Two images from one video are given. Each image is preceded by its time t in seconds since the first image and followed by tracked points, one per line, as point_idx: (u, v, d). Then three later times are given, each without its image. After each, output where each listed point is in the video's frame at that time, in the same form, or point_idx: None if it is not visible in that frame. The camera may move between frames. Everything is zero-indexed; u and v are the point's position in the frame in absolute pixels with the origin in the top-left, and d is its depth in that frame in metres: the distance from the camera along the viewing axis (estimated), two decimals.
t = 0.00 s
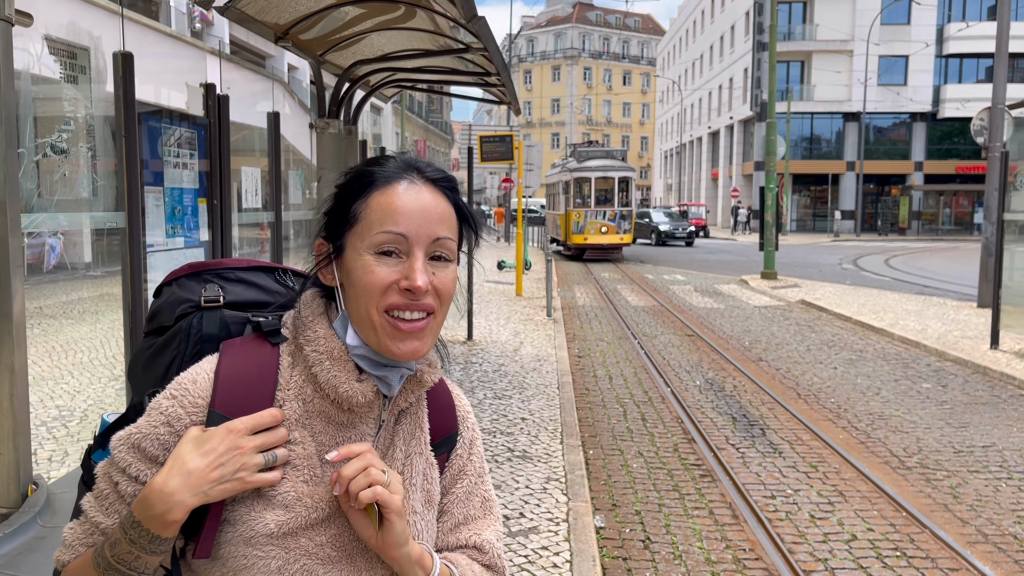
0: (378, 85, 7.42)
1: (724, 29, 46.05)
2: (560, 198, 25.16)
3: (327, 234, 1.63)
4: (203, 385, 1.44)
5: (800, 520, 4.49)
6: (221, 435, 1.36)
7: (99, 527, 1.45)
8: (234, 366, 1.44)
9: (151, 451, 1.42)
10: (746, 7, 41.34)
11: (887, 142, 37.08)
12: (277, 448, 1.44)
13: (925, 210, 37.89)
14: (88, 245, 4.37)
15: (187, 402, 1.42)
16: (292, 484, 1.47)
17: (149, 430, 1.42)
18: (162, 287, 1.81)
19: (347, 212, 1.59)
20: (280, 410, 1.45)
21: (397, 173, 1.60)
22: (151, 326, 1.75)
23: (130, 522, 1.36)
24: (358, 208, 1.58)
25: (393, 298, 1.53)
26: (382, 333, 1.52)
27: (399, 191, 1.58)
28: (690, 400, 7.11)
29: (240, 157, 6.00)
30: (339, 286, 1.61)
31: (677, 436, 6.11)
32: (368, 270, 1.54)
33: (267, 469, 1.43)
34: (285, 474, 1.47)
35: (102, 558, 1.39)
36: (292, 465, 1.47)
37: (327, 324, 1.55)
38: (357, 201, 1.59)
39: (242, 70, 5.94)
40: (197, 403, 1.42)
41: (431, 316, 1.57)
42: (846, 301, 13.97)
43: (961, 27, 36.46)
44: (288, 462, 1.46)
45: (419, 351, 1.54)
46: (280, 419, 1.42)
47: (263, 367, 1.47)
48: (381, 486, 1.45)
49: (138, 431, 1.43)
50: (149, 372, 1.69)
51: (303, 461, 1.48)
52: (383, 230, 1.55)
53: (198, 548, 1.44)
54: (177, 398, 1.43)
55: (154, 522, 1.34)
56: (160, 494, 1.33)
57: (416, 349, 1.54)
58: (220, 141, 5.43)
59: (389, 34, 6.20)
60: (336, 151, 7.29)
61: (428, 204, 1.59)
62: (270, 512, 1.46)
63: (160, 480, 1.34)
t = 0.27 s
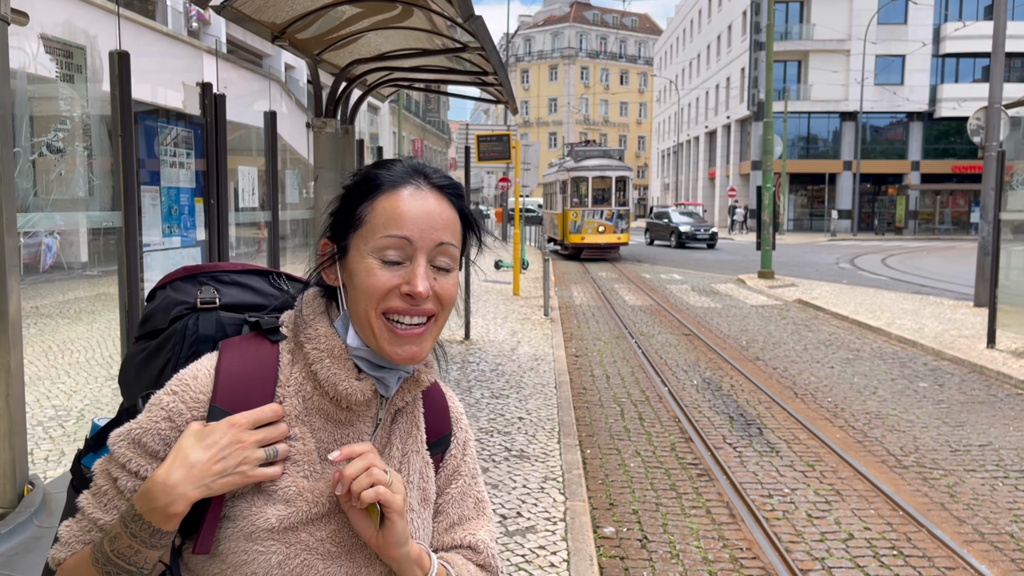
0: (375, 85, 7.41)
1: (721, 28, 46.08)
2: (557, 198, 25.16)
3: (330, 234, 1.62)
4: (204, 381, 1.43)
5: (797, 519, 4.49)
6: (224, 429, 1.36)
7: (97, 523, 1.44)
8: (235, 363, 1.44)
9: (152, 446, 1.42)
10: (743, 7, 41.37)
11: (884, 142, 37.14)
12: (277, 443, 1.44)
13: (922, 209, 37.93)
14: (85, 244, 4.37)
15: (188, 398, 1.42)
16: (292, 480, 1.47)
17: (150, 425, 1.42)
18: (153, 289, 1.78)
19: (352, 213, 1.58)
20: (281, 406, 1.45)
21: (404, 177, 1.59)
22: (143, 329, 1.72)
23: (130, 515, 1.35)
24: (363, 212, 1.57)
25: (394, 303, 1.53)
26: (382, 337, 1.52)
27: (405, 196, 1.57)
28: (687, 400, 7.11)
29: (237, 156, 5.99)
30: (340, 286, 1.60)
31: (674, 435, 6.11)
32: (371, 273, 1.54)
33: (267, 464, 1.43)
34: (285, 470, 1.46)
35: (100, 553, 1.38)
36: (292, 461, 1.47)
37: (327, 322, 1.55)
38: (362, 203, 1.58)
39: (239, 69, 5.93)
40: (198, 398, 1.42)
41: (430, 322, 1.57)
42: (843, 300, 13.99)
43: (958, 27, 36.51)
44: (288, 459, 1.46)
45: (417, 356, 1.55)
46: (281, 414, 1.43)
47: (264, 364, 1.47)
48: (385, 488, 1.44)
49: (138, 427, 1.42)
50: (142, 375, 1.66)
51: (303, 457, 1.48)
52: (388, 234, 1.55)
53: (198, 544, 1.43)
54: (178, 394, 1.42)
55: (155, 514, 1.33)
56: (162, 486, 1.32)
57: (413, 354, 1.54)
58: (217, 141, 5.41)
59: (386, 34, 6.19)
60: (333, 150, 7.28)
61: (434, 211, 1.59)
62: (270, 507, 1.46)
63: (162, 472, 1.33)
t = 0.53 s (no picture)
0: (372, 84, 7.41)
1: (718, 28, 46.11)
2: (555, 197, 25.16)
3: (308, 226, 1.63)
4: (192, 379, 1.43)
5: (794, 518, 4.50)
6: (213, 426, 1.36)
7: (87, 523, 1.42)
8: (223, 360, 1.44)
9: (142, 445, 1.42)
10: (740, 6, 41.40)
11: (881, 142, 37.18)
12: (268, 439, 1.45)
13: (919, 209, 37.98)
14: (82, 244, 4.37)
15: (177, 397, 1.42)
16: (285, 475, 1.47)
17: (139, 425, 1.41)
18: (139, 287, 1.77)
19: (328, 202, 1.59)
20: (270, 402, 1.45)
21: (377, 163, 1.60)
22: (131, 328, 1.72)
23: (120, 514, 1.34)
24: (339, 197, 1.58)
25: (373, 288, 1.53)
26: (362, 324, 1.51)
27: (378, 180, 1.58)
28: (685, 399, 7.11)
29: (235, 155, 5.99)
30: (322, 278, 1.60)
31: (672, 434, 6.11)
32: (348, 260, 1.54)
33: (258, 460, 1.43)
34: (277, 466, 1.47)
35: (92, 552, 1.37)
36: (285, 457, 1.48)
37: (312, 314, 1.55)
38: (337, 191, 1.59)
39: (237, 69, 5.92)
40: (187, 396, 1.42)
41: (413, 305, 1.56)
42: (840, 300, 14.01)
43: (955, 27, 36.57)
44: (281, 455, 1.47)
45: (399, 342, 1.53)
46: (271, 410, 1.43)
47: (253, 360, 1.47)
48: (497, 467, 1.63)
49: (127, 426, 1.42)
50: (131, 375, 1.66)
51: (295, 452, 1.48)
52: (363, 219, 1.55)
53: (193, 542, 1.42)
54: (167, 393, 1.42)
55: (144, 512, 1.32)
56: (151, 484, 1.32)
57: (395, 341, 1.53)
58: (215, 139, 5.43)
59: (383, 33, 6.19)
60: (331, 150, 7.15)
61: (407, 193, 1.59)
62: (265, 503, 1.46)
63: (150, 470, 1.32)
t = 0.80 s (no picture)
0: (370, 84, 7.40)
1: (717, 28, 46.14)
2: (553, 197, 25.15)
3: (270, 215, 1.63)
4: (164, 387, 1.43)
5: (793, 518, 4.50)
6: (184, 433, 1.36)
7: (71, 540, 1.43)
8: (194, 366, 1.44)
9: (117, 457, 1.41)
10: (739, 6, 41.42)
11: (879, 141, 37.22)
12: (245, 441, 1.44)
13: (917, 209, 38.03)
14: (81, 244, 4.35)
15: (149, 405, 1.41)
16: (265, 475, 1.46)
17: (113, 437, 1.42)
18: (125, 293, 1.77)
19: (290, 191, 1.59)
20: (245, 404, 1.45)
21: (340, 149, 1.60)
22: (119, 336, 1.72)
23: (99, 530, 1.35)
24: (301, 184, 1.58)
25: (342, 274, 1.54)
26: (334, 311, 1.53)
27: (342, 166, 1.58)
28: (683, 399, 7.12)
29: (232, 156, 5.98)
30: (288, 268, 1.61)
31: (669, 435, 6.11)
32: (315, 247, 1.54)
33: (236, 463, 1.42)
34: (257, 467, 1.46)
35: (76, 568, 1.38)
36: (264, 458, 1.47)
37: (280, 307, 1.55)
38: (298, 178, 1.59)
39: (235, 69, 5.91)
40: (159, 405, 1.42)
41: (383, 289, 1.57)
42: (838, 299, 14.02)
43: (953, 26, 36.62)
44: (261, 455, 1.46)
45: (374, 325, 1.56)
46: (244, 412, 1.43)
47: (225, 363, 1.47)
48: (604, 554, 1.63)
49: (102, 440, 1.42)
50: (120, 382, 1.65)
51: (275, 452, 1.47)
52: (328, 205, 1.56)
53: (177, 550, 1.43)
54: (139, 403, 1.42)
55: (123, 526, 1.33)
56: (127, 497, 1.33)
57: (370, 324, 1.55)
58: (213, 139, 5.41)
59: (381, 33, 6.19)
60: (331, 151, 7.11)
61: (371, 177, 1.60)
62: (248, 506, 1.46)
63: (126, 483, 1.33)
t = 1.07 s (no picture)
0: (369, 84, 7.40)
1: (716, 28, 46.18)
2: (553, 197, 25.16)
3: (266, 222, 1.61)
4: (157, 392, 1.42)
5: (792, 518, 4.50)
6: (178, 437, 1.35)
7: (65, 545, 1.43)
8: (186, 370, 1.43)
9: (110, 462, 1.41)
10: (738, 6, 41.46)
11: (878, 141, 37.24)
12: (240, 445, 1.44)
13: (916, 208, 38.07)
14: (80, 244, 4.32)
15: (142, 410, 1.41)
16: (260, 479, 1.46)
17: (105, 442, 1.41)
18: (115, 299, 1.77)
19: (288, 198, 1.58)
20: (239, 407, 1.45)
21: (336, 155, 1.59)
22: (109, 342, 1.70)
23: (92, 534, 1.34)
24: (302, 190, 1.57)
25: (352, 280, 1.54)
26: (344, 317, 1.53)
27: (341, 172, 1.58)
28: (682, 399, 7.12)
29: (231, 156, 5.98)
30: (286, 274, 1.60)
31: (668, 435, 6.10)
32: (322, 254, 1.54)
33: (230, 467, 1.42)
34: (252, 471, 1.46)
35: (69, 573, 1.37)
36: (259, 461, 1.47)
37: (280, 314, 1.55)
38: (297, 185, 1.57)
39: (233, 69, 5.90)
40: (152, 409, 1.41)
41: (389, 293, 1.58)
42: (837, 299, 14.04)
43: (952, 26, 36.66)
44: (257, 459, 1.46)
45: (382, 329, 1.56)
46: (238, 416, 1.42)
47: (218, 367, 1.46)
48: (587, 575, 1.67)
49: (95, 444, 1.41)
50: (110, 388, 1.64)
51: (270, 456, 1.47)
52: (331, 212, 1.55)
53: (172, 555, 1.42)
54: (132, 407, 1.41)
55: (116, 530, 1.32)
56: (120, 502, 1.32)
57: (378, 329, 1.55)
58: (212, 138, 5.40)
59: (381, 33, 6.19)
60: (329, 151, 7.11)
61: (371, 181, 1.60)
62: (243, 509, 1.46)
63: (119, 488, 1.32)
